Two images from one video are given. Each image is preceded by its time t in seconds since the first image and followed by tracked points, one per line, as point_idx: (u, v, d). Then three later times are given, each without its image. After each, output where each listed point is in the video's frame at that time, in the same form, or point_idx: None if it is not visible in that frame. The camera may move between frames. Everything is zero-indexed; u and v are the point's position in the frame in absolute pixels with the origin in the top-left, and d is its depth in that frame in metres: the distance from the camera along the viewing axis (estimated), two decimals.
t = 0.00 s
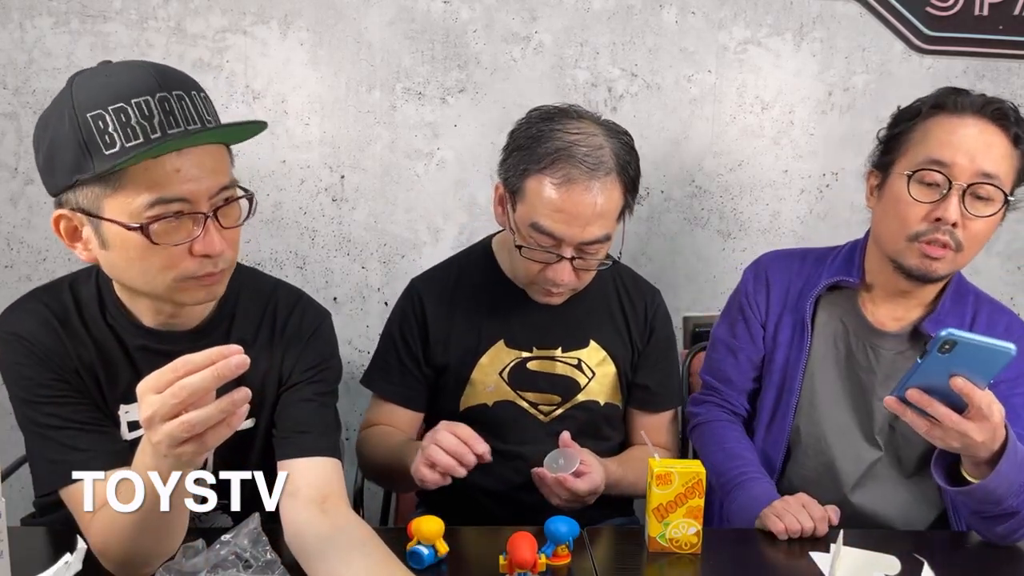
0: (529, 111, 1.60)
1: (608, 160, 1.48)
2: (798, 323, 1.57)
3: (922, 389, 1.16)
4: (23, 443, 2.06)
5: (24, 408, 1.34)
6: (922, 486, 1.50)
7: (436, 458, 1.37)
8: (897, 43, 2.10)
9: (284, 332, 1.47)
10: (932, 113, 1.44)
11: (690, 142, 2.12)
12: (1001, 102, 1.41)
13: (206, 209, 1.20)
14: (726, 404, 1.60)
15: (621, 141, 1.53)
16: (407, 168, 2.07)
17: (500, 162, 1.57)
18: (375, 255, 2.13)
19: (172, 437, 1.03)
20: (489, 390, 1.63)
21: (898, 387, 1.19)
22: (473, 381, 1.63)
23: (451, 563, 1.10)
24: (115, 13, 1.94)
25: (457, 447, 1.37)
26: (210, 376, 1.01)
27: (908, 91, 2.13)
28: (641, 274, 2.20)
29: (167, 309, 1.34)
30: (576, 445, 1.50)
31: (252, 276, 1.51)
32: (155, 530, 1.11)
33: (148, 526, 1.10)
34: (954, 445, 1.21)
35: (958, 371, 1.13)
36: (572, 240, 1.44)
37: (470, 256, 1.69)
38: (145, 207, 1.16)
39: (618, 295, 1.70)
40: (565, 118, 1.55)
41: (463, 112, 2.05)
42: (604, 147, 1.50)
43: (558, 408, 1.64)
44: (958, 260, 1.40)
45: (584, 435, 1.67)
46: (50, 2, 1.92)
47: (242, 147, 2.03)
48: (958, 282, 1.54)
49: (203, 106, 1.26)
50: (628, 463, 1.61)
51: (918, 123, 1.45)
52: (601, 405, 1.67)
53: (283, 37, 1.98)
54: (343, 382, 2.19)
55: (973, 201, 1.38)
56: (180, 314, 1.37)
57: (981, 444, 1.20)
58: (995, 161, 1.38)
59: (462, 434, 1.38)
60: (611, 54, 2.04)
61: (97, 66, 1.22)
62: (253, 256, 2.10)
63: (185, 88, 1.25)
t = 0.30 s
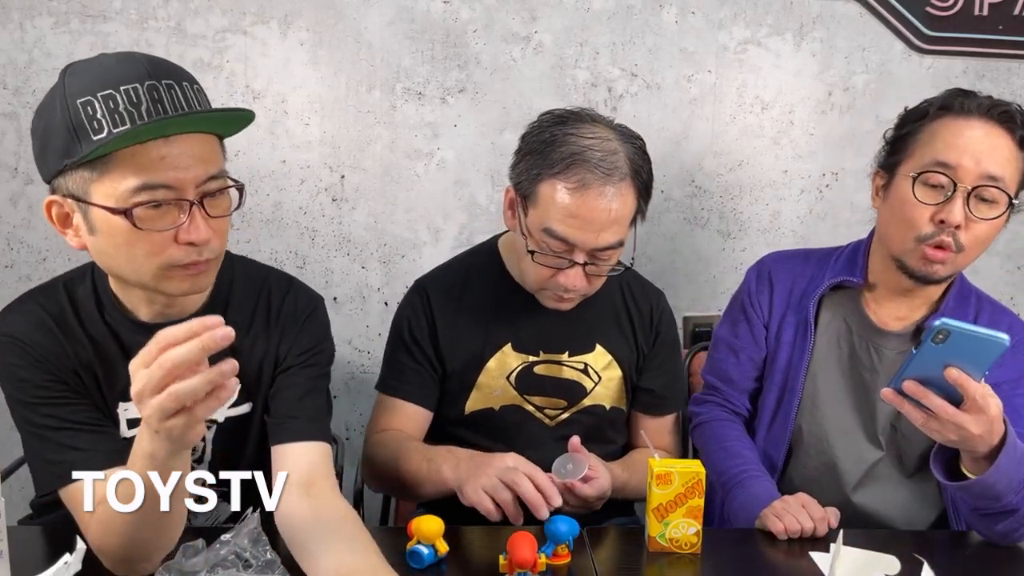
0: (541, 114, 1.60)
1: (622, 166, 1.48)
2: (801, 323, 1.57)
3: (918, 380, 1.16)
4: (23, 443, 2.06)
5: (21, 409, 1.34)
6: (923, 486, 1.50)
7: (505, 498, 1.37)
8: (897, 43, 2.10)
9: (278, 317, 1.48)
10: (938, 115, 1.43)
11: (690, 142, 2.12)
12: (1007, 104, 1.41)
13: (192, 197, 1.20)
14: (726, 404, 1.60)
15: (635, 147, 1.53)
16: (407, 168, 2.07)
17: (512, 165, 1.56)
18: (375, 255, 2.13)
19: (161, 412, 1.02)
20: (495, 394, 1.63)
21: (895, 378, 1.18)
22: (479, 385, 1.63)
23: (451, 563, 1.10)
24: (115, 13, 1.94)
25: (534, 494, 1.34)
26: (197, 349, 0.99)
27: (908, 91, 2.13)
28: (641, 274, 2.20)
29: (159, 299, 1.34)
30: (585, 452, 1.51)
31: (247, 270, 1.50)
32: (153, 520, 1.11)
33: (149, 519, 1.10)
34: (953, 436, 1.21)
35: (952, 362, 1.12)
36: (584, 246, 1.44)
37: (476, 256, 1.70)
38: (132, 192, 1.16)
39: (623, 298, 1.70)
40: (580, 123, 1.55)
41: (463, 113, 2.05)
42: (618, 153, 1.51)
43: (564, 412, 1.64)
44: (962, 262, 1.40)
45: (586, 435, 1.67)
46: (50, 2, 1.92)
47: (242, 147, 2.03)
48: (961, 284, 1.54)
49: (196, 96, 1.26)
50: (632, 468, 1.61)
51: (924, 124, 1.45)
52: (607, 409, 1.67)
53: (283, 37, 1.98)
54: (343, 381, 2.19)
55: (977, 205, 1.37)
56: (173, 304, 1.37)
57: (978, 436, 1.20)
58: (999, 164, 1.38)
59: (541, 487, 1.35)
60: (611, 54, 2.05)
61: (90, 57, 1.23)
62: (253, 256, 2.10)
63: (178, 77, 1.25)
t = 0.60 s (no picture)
0: (552, 112, 1.60)
1: (632, 162, 1.48)
2: (805, 323, 1.57)
3: (920, 375, 1.16)
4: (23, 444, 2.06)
5: (21, 380, 1.36)
6: (924, 486, 1.50)
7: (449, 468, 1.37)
8: (897, 43, 2.10)
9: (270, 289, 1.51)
10: (942, 115, 1.44)
11: (690, 142, 2.12)
12: (1011, 104, 1.40)
13: (184, 165, 1.23)
14: (728, 403, 1.60)
15: (645, 145, 1.53)
16: (407, 168, 2.07)
17: (521, 162, 1.56)
18: (375, 255, 2.13)
19: (151, 333, 1.03)
20: (501, 395, 1.63)
21: (897, 374, 1.18)
22: (484, 386, 1.63)
23: (452, 563, 1.10)
24: (115, 13, 1.94)
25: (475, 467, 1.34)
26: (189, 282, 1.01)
27: (909, 91, 2.13)
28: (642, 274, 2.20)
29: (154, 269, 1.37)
30: (592, 454, 1.49)
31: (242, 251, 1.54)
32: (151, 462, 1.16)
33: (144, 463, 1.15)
34: (954, 433, 1.20)
35: (953, 356, 1.12)
36: (592, 241, 1.44)
37: (483, 255, 1.69)
38: (130, 155, 1.21)
39: (629, 300, 1.70)
40: (591, 120, 1.55)
41: (463, 112, 2.05)
42: (629, 150, 1.50)
43: (569, 414, 1.64)
44: (965, 262, 1.40)
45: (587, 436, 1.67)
46: (49, 2, 1.92)
47: (241, 147, 2.03)
48: (964, 285, 1.53)
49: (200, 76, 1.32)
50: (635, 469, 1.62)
51: (928, 124, 1.45)
52: (612, 411, 1.67)
53: (283, 37, 1.98)
54: (343, 381, 2.19)
55: (982, 204, 1.37)
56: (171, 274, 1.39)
57: (981, 431, 1.19)
58: (1003, 164, 1.37)
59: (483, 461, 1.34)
60: (611, 54, 2.05)
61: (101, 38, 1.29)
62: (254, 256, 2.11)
63: (183, 58, 1.31)
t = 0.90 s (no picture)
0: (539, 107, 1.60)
1: (618, 152, 1.48)
2: (805, 324, 1.57)
3: (925, 372, 1.16)
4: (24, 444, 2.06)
5: None
6: (924, 486, 1.50)
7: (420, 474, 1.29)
8: (897, 43, 2.10)
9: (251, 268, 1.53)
10: (942, 116, 1.44)
11: (690, 142, 2.12)
12: (1011, 105, 1.40)
13: (167, 145, 1.34)
14: (727, 403, 1.61)
15: (631, 136, 1.53)
16: (407, 168, 2.07)
17: (509, 157, 1.57)
18: (375, 255, 2.13)
19: (181, 273, 1.07)
20: (495, 391, 1.63)
21: (901, 371, 1.18)
22: (478, 382, 1.63)
23: (451, 563, 1.10)
24: (116, 13, 1.94)
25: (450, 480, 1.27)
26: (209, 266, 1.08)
27: (909, 91, 2.13)
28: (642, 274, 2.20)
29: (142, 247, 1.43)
30: (581, 449, 1.48)
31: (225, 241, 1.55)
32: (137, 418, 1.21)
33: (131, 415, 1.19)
34: (960, 431, 1.19)
35: (958, 353, 1.12)
36: (579, 231, 1.44)
37: (478, 254, 1.70)
38: (118, 133, 1.31)
39: (624, 298, 1.70)
40: (576, 114, 1.55)
41: (462, 112, 2.05)
42: (615, 141, 1.50)
43: (563, 411, 1.64)
44: (965, 263, 1.40)
45: (587, 436, 1.67)
46: (49, 2, 1.92)
47: (241, 147, 2.03)
48: (964, 286, 1.53)
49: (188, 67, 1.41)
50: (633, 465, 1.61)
51: (928, 125, 1.45)
52: (606, 408, 1.67)
53: (283, 37, 1.98)
54: (343, 381, 2.19)
55: (983, 205, 1.37)
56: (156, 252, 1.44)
57: (985, 429, 1.18)
58: (1004, 164, 1.37)
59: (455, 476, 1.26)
60: (611, 54, 2.04)
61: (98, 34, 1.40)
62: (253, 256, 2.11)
63: (172, 52, 1.41)
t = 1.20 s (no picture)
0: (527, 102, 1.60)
1: (611, 140, 1.48)
2: (804, 325, 1.57)
3: (925, 373, 1.16)
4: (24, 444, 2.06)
5: None
6: (923, 486, 1.50)
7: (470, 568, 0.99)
8: (897, 43, 2.10)
9: (231, 262, 1.53)
10: (939, 117, 1.44)
11: (690, 142, 2.12)
12: (1008, 105, 1.40)
13: (149, 142, 1.36)
14: (726, 404, 1.61)
15: (622, 124, 1.53)
16: (407, 168, 2.07)
17: (501, 152, 1.56)
18: (375, 255, 2.12)
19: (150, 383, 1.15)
20: (495, 391, 1.62)
21: (901, 372, 1.18)
22: (478, 382, 1.62)
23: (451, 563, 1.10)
24: (115, 13, 1.94)
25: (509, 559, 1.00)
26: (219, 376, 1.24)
27: (908, 91, 2.13)
28: (642, 274, 2.20)
29: (130, 240, 1.43)
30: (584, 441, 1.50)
31: (206, 236, 1.54)
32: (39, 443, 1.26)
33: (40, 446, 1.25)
34: (960, 433, 1.19)
35: (958, 354, 1.12)
36: (578, 220, 1.43)
37: (471, 252, 1.69)
38: (100, 131, 1.34)
39: (617, 294, 1.71)
40: (566, 104, 1.55)
41: (462, 112, 2.05)
42: (607, 132, 1.50)
43: (562, 409, 1.64)
44: (965, 264, 1.40)
45: (588, 437, 1.67)
46: (50, 2, 1.93)
47: (241, 147, 2.03)
48: (963, 286, 1.53)
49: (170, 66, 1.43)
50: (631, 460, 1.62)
51: (925, 126, 1.45)
52: (606, 405, 1.67)
53: (283, 37, 1.98)
54: (343, 381, 2.19)
55: (980, 206, 1.38)
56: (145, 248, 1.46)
57: (985, 430, 1.18)
58: (1001, 165, 1.37)
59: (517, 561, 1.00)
60: (611, 54, 2.05)
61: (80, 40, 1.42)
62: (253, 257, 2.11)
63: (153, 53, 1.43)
